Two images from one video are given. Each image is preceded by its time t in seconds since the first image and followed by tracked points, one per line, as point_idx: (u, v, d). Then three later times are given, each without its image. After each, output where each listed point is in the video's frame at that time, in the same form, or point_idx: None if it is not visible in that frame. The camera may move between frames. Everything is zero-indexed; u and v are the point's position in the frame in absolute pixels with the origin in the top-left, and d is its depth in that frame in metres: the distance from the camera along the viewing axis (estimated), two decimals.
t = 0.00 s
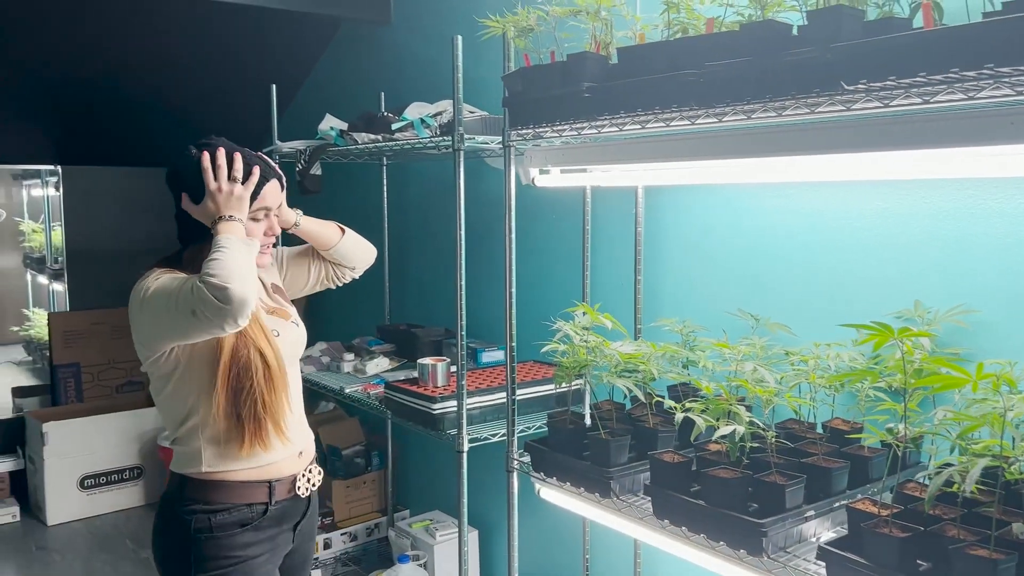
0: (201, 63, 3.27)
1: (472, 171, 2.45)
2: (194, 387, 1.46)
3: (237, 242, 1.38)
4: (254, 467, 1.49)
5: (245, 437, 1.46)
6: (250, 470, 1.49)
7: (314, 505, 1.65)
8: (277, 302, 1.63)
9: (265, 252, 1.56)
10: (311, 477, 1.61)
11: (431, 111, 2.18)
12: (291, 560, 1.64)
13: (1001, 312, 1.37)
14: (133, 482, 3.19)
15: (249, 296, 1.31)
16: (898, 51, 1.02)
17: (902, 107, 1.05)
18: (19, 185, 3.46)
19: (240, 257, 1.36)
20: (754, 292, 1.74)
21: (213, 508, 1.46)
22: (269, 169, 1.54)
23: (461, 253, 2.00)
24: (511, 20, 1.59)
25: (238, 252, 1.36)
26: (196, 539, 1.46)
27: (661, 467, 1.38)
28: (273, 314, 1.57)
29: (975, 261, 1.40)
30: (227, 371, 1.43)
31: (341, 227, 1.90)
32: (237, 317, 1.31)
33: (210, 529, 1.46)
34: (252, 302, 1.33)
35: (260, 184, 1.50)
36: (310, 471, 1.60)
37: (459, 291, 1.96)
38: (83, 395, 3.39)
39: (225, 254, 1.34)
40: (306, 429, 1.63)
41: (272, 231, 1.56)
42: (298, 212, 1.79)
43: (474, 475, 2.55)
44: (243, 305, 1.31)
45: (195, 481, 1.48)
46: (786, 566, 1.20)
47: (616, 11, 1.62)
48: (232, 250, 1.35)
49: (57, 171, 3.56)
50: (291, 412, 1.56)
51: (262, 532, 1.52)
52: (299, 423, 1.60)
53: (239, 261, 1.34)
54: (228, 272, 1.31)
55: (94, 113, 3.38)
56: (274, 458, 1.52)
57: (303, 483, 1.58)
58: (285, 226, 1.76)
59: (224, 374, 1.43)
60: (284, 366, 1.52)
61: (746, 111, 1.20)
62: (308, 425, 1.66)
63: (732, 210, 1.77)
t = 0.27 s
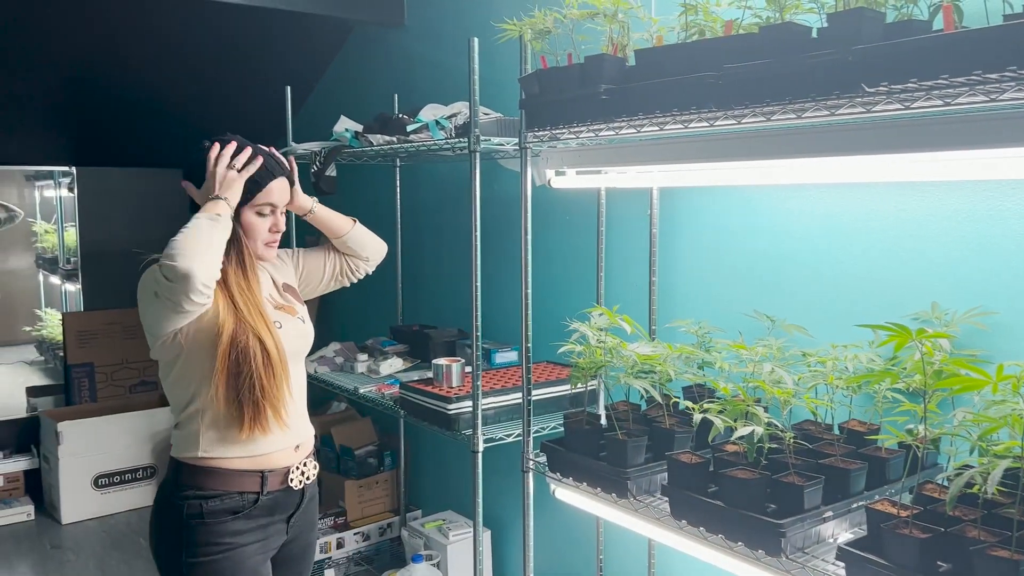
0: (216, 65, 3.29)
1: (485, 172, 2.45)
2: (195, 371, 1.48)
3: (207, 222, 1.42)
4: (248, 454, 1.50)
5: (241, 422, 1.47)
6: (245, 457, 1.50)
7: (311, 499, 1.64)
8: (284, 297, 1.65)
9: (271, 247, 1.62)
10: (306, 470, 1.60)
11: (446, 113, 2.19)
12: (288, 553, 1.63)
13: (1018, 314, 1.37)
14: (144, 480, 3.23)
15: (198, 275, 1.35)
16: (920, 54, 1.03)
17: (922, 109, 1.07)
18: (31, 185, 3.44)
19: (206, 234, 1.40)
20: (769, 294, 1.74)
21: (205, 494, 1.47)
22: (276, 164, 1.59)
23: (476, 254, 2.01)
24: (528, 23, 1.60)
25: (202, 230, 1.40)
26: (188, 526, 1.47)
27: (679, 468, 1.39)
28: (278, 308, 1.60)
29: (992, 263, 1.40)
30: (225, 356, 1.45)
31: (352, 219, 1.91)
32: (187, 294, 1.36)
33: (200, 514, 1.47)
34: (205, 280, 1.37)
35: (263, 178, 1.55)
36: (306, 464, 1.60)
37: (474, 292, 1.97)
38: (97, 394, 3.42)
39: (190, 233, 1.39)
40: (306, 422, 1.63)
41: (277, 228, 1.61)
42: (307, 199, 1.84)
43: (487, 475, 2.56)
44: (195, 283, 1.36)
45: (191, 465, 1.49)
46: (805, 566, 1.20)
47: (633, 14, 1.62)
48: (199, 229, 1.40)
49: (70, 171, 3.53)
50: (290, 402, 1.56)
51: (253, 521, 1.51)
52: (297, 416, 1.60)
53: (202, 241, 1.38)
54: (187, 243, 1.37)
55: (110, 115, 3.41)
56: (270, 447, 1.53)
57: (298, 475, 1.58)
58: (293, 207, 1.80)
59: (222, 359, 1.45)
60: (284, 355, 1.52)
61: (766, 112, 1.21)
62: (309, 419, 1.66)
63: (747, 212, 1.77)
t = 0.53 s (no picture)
0: (230, 64, 3.30)
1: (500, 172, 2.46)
2: (194, 366, 1.50)
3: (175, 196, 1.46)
4: (245, 452, 1.50)
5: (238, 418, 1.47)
6: (242, 455, 1.50)
7: (313, 501, 1.63)
8: (287, 290, 1.65)
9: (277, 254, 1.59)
10: (307, 471, 1.58)
11: (461, 112, 2.19)
12: (289, 553, 1.62)
13: None
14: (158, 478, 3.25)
15: (180, 224, 1.37)
16: (945, 53, 1.03)
17: (946, 108, 1.06)
18: (45, 185, 3.50)
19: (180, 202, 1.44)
20: (786, 295, 1.73)
21: (203, 492, 1.46)
22: (292, 174, 1.56)
23: (491, 253, 2.02)
24: (545, 22, 1.60)
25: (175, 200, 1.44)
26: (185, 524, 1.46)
27: (698, 468, 1.38)
28: (280, 303, 1.60)
29: (1013, 263, 1.39)
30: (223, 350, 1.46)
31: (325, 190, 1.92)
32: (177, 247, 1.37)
33: (195, 512, 1.46)
34: (189, 231, 1.38)
35: (279, 187, 1.52)
36: (307, 465, 1.59)
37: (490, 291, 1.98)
38: (112, 393, 3.44)
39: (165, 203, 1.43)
40: (308, 423, 1.62)
41: (284, 236, 1.58)
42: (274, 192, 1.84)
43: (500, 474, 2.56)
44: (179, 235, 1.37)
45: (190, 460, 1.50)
46: (826, 567, 1.20)
47: (652, 13, 1.62)
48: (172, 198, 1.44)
49: (85, 172, 3.58)
50: (290, 401, 1.56)
51: (250, 522, 1.50)
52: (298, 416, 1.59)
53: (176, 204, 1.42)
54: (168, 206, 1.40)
55: (126, 115, 3.43)
56: (268, 445, 1.52)
57: (297, 477, 1.56)
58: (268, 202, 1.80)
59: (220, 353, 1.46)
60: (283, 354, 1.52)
61: (787, 111, 1.21)
62: (312, 420, 1.65)
63: (765, 212, 1.76)
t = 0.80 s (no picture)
0: (243, 63, 3.31)
1: (513, 171, 2.45)
2: (177, 367, 1.50)
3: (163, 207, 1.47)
4: (227, 454, 1.49)
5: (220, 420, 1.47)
6: (225, 458, 1.49)
7: (299, 504, 1.62)
8: (275, 291, 1.64)
9: (261, 247, 1.60)
10: (291, 474, 1.57)
11: (474, 111, 2.20)
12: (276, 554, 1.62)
13: None
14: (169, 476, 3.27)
15: (159, 233, 1.37)
16: (964, 51, 1.02)
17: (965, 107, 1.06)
18: (58, 184, 3.56)
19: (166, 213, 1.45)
20: (801, 295, 1.73)
21: (184, 494, 1.46)
22: (270, 165, 1.54)
23: (504, 252, 2.02)
24: (560, 21, 1.60)
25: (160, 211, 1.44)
26: (167, 528, 1.46)
27: (712, 467, 1.38)
28: (266, 302, 1.60)
29: None
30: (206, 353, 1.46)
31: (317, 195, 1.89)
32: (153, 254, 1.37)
33: (175, 516, 1.46)
34: (167, 239, 1.37)
35: (257, 181, 1.50)
36: (291, 468, 1.58)
37: (503, 289, 1.98)
38: (125, 391, 3.46)
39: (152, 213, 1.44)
40: (293, 426, 1.61)
41: (269, 229, 1.58)
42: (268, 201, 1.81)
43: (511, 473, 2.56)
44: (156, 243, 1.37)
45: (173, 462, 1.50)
46: (841, 567, 1.19)
47: (667, 11, 1.62)
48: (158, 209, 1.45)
49: (97, 170, 3.62)
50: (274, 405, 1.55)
51: (231, 526, 1.50)
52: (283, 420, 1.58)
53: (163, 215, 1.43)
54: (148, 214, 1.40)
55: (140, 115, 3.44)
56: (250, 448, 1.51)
57: (280, 480, 1.55)
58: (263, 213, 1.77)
59: (202, 355, 1.46)
60: (267, 357, 1.52)
61: (805, 110, 1.20)
62: (299, 422, 1.64)
63: (780, 211, 1.76)
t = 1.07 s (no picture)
0: (253, 61, 3.33)
1: (522, 168, 2.45)
2: (133, 369, 1.44)
3: (108, 207, 1.39)
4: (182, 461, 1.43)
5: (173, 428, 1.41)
6: (179, 466, 1.43)
7: (264, 510, 1.55)
8: (240, 293, 1.58)
9: (226, 244, 1.53)
10: (251, 480, 1.50)
11: (483, 108, 2.20)
12: (245, 562, 1.56)
13: None
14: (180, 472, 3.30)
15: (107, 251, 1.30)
16: (976, 48, 1.02)
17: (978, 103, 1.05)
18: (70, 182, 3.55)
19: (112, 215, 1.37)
20: (811, 293, 1.72)
21: (136, 502, 1.41)
22: (228, 158, 1.50)
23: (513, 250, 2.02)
24: (568, 18, 1.60)
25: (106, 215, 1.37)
26: (120, 538, 1.41)
27: (721, 466, 1.38)
28: (229, 305, 1.53)
29: None
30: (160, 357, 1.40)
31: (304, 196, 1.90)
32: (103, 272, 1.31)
33: (128, 526, 1.40)
34: (115, 252, 1.31)
35: (215, 175, 1.46)
36: (251, 473, 1.51)
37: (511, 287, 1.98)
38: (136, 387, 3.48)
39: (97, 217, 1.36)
40: (254, 431, 1.54)
41: (233, 224, 1.52)
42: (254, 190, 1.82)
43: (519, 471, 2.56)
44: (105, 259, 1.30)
45: (128, 467, 1.44)
46: (850, 567, 1.19)
47: (677, 8, 1.61)
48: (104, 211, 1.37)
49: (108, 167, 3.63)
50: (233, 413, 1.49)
51: (187, 534, 1.44)
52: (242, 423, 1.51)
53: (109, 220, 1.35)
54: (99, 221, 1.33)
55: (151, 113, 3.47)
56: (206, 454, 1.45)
57: (238, 486, 1.48)
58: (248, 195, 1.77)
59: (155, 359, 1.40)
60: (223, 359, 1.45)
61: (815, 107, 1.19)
62: (263, 427, 1.57)
63: (790, 209, 1.75)
